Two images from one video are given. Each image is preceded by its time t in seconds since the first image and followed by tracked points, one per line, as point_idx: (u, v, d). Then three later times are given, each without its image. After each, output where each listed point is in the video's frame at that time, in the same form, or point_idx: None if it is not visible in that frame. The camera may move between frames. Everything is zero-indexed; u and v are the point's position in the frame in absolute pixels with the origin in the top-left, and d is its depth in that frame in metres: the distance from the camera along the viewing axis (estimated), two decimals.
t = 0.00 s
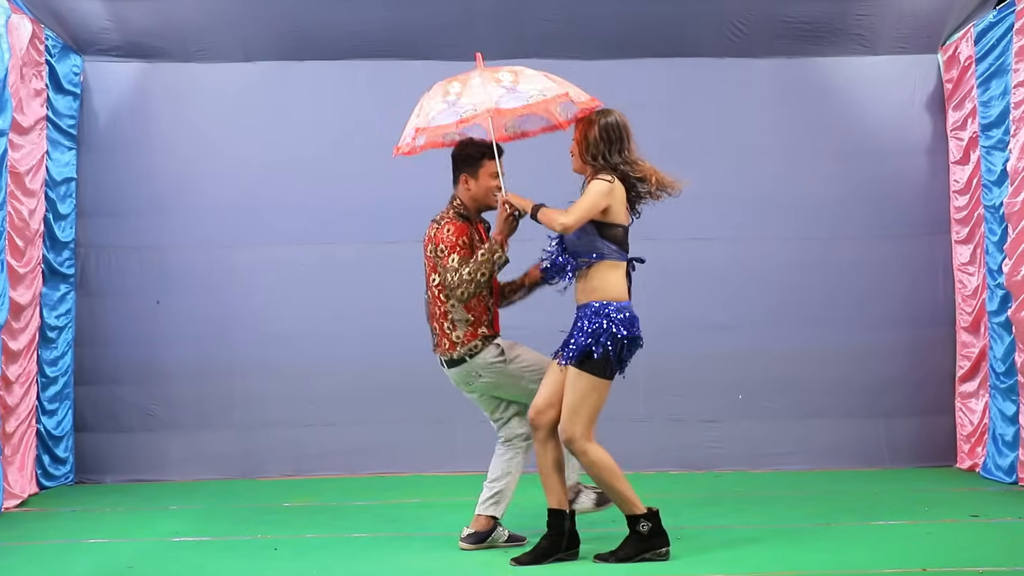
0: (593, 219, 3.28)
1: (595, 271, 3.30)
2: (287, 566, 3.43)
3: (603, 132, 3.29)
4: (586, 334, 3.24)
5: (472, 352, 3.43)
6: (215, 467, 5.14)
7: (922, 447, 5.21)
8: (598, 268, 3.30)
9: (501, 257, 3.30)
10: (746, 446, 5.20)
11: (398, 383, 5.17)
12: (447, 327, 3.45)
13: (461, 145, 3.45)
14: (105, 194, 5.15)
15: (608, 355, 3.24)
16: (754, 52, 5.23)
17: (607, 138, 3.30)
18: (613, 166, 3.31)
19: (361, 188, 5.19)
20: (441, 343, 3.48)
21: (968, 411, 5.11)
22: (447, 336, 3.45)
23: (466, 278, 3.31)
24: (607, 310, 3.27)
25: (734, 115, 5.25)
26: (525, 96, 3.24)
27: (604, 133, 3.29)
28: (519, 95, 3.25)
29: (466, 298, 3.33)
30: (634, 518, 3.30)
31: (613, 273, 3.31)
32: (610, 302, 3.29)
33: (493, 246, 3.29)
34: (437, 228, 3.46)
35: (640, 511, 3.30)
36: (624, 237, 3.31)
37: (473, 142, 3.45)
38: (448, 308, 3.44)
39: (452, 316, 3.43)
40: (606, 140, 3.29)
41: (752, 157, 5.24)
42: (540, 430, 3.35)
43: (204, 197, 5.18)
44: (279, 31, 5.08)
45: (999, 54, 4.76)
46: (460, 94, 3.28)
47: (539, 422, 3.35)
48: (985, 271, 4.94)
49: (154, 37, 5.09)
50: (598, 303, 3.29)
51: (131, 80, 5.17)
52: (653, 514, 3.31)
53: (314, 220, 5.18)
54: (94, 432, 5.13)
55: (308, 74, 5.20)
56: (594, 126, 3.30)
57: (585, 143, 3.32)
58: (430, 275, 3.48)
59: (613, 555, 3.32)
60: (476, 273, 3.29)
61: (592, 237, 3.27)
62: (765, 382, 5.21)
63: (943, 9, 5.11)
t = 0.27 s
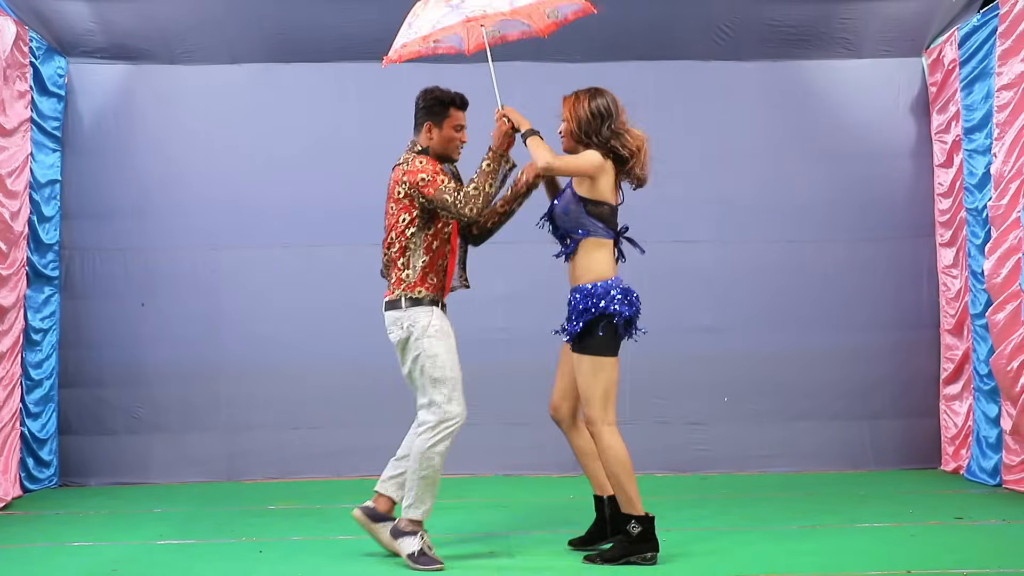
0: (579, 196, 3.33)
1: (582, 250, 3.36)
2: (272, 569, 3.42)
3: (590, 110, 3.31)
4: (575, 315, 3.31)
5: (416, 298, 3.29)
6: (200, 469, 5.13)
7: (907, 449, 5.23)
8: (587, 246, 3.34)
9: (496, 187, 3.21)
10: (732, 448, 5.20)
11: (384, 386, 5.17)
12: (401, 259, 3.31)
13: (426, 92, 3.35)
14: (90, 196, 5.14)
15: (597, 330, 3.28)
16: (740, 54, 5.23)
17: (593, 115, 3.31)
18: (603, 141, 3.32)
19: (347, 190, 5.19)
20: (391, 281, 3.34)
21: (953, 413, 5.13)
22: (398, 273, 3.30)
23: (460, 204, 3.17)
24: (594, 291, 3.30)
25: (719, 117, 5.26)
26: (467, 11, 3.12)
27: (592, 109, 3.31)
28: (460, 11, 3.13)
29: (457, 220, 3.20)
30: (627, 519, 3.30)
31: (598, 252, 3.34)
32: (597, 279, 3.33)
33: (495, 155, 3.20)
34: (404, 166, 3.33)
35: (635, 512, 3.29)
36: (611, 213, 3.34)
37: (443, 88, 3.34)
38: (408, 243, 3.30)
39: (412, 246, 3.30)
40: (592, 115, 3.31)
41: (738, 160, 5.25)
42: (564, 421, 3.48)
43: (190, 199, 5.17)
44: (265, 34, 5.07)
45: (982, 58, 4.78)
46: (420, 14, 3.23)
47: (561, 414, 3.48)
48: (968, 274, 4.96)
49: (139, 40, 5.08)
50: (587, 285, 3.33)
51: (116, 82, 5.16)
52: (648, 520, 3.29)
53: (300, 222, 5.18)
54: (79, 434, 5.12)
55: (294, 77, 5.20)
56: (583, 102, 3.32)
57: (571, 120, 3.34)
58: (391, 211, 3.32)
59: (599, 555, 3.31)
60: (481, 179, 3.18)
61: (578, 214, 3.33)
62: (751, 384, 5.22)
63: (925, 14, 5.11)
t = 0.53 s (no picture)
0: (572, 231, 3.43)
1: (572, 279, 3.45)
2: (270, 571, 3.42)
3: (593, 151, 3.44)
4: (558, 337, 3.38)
5: (376, 358, 3.24)
6: (196, 471, 5.13)
7: (903, 451, 5.23)
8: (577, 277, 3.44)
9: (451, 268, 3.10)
10: (728, 451, 5.20)
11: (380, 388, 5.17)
12: (367, 322, 3.24)
13: (415, 148, 3.24)
14: (86, 199, 5.14)
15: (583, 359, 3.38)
16: (736, 57, 5.24)
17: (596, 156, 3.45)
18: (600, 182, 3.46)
19: (343, 192, 5.19)
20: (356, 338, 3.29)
21: (949, 415, 5.13)
22: (362, 332, 3.25)
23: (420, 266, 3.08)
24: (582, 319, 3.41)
25: (715, 119, 5.26)
26: (488, 88, 3.11)
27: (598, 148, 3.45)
28: (484, 85, 3.12)
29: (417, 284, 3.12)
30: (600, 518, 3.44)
31: (589, 284, 3.45)
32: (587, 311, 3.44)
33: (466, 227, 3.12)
34: (383, 227, 3.22)
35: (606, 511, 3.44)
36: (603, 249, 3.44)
37: (430, 148, 3.23)
38: (378, 309, 3.22)
39: (381, 311, 3.22)
40: (593, 157, 3.45)
41: (734, 162, 5.25)
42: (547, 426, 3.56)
43: (186, 202, 5.17)
44: (261, 35, 5.08)
45: (977, 60, 4.78)
46: (438, 69, 3.20)
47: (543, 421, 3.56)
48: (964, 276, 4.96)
49: (135, 41, 5.08)
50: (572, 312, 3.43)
51: (113, 84, 5.16)
52: (619, 515, 3.44)
53: (296, 225, 5.18)
54: (75, 436, 5.12)
55: (290, 78, 5.20)
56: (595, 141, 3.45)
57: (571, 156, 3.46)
58: (366, 270, 3.23)
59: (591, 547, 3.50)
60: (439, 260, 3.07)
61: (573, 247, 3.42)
62: (747, 386, 5.22)
63: (922, 15, 5.12)
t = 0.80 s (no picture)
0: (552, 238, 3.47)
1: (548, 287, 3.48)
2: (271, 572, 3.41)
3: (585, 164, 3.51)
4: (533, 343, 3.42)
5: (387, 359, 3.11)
6: (197, 473, 5.13)
7: (903, 452, 5.23)
8: (554, 284, 3.47)
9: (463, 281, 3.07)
10: (729, 453, 5.20)
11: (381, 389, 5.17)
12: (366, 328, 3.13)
13: (394, 145, 3.17)
14: (86, 200, 5.14)
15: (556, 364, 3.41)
16: (736, 59, 5.24)
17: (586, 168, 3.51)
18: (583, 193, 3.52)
19: (344, 194, 5.19)
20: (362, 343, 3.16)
21: (950, 417, 5.13)
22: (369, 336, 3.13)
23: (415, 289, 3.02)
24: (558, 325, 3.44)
25: (716, 121, 5.26)
26: (468, 106, 3.22)
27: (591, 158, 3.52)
28: (463, 105, 3.23)
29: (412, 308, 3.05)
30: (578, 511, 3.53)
31: (566, 289, 3.48)
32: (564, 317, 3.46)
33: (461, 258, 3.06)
34: (370, 232, 3.11)
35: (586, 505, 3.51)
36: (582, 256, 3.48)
37: (409, 143, 3.17)
38: (377, 312, 3.12)
39: (380, 312, 3.12)
40: (587, 171, 3.51)
41: (734, 163, 5.26)
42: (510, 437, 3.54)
43: (187, 204, 5.17)
44: (261, 37, 5.08)
45: (977, 61, 4.79)
46: (411, 106, 3.29)
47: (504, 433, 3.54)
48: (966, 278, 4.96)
49: (135, 43, 5.08)
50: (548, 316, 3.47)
51: (113, 85, 5.16)
52: (599, 506, 3.53)
53: (297, 226, 5.18)
54: (75, 438, 5.11)
55: (291, 80, 5.20)
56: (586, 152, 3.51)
57: (563, 165, 3.52)
58: (354, 275, 3.14)
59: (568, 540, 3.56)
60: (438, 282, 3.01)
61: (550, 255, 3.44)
62: (747, 388, 5.22)
63: (923, 15, 5.14)
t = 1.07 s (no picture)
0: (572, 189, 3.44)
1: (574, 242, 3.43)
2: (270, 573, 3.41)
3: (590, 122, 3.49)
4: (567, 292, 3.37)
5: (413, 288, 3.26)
6: (197, 474, 5.13)
7: (903, 453, 5.23)
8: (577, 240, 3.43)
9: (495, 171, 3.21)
10: (730, 454, 5.20)
11: (382, 390, 5.16)
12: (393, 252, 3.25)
13: (407, 85, 3.28)
14: (87, 202, 5.14)
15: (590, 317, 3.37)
16: (736, 60, 5.24)
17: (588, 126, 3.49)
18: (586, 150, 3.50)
19: (344, 195, 5.19)
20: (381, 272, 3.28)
21: (950, 418, 5.13)
22: (391, 264, 3.25)
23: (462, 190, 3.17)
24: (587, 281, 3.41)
25: (716, 122, 5.26)
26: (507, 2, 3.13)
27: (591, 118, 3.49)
28: None
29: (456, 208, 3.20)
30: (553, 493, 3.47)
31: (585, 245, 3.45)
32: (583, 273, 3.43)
33: (491, 146, 3.20)
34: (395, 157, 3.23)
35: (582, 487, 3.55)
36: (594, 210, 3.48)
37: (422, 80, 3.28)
38: (400, 241, 3.25)
39: (404, 238, 3.25)
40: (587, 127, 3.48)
41: (735, 164, 5.26)
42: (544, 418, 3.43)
43: (187, 205, 5.17)
44: (262, 39, 5.08)
45: (977, 63, 4.79)
46: None
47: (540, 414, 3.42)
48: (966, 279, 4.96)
49: (135, 45, 5.08)
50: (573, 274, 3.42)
51: (113, 87, 5.16)
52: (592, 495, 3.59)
53: (298, 228, 5.18)
54: (75, 440, 5.11)
55: (291, 82, 5.20)
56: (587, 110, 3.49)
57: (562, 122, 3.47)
58: (379, 203, 3.25)
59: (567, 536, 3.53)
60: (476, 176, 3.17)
61: (574, 208, 3.41)
62: (748, 389, 5.22)
63: (923, 16, 5.11)
